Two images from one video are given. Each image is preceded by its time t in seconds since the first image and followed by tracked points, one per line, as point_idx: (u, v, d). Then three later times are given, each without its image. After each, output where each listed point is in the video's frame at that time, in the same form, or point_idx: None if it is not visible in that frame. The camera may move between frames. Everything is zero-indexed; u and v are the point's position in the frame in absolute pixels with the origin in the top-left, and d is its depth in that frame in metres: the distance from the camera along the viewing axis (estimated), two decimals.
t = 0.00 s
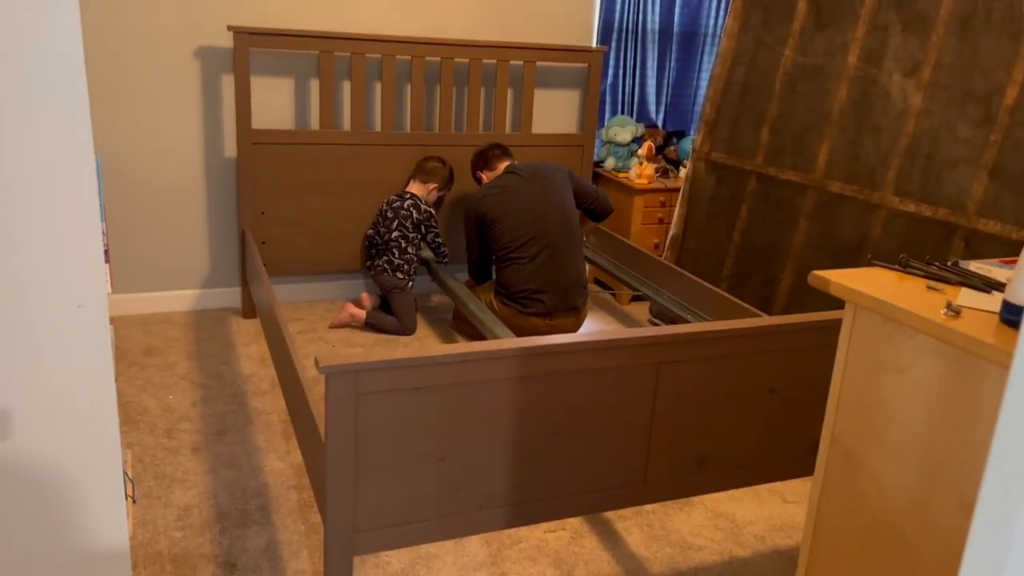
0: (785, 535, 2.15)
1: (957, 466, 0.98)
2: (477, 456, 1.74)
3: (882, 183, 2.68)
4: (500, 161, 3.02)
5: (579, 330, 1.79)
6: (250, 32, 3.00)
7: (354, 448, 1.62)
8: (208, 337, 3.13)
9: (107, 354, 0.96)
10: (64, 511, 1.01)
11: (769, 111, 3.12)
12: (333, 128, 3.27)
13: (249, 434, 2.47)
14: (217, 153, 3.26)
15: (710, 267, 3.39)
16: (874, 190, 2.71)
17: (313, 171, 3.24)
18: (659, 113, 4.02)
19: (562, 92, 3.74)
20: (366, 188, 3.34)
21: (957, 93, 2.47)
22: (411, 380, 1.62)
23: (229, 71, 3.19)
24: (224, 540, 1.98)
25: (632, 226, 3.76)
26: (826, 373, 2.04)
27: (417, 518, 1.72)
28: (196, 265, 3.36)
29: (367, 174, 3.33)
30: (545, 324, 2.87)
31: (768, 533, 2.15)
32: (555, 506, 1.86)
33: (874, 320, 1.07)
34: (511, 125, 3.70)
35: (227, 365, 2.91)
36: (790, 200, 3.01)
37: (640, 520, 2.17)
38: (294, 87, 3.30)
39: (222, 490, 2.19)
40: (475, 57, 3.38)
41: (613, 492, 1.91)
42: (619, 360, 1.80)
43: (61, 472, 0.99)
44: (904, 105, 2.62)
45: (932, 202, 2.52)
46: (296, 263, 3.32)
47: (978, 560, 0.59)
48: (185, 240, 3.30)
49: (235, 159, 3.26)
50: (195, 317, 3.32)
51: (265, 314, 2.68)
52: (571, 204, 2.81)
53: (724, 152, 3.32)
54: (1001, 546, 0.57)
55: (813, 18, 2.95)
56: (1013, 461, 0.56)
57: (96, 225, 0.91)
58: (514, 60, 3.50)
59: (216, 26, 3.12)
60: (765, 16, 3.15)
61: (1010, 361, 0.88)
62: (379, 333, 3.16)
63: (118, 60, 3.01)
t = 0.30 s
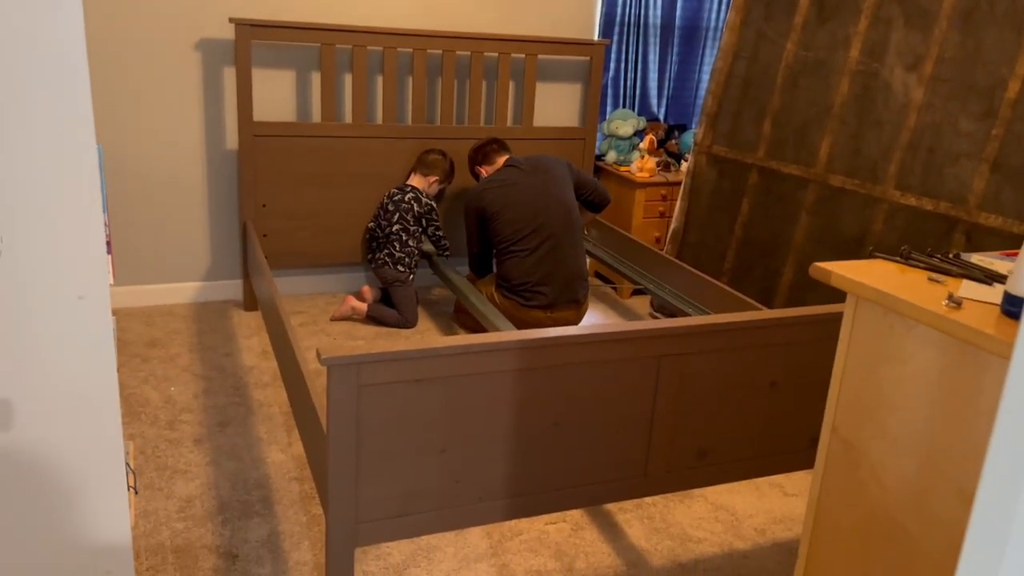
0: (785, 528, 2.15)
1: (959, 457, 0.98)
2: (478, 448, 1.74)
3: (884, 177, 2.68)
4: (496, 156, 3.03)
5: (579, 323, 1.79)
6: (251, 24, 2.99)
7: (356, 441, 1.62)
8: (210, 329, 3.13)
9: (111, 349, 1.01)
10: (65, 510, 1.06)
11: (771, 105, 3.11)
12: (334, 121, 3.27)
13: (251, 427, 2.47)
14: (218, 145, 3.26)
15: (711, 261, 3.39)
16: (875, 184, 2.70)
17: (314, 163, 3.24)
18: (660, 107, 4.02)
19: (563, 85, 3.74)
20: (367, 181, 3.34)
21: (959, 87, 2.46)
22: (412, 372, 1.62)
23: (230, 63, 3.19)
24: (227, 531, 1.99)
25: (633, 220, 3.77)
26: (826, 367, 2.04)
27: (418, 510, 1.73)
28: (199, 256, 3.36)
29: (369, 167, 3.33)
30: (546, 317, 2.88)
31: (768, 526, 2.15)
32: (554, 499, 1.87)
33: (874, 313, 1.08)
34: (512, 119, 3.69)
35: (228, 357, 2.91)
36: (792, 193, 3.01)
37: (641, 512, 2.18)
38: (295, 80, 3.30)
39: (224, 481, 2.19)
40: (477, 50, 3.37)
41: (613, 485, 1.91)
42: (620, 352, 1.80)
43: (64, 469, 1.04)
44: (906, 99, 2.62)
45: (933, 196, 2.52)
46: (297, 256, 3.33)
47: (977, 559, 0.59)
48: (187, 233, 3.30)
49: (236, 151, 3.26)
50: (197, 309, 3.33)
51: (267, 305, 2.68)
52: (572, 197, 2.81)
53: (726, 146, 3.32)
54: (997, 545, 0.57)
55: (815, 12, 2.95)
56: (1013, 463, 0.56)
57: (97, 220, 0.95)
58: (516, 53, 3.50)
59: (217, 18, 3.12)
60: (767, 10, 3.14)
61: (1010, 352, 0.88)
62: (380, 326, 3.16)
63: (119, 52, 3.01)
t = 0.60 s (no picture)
0: (786, 524, 2.16)
1: (961, 453, 0.98)
2: (479, 445, 1.75)
3: (884, 172, 2.68)
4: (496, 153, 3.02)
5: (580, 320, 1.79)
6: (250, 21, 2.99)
7: (357, 440, 1.62)
8: (210, 327, 3.13)
9: (112, 348, 1.01)
10: (64, 510, 1.06)
11: (771, 101, 3.11)
12: (334, 118, 3.27)
13: (252, 425, 2.47)
14: (218, 143, 3.25)
15: (711, 257, 3.39)
16: (876, 180, 2.70)
17: (314, 161, 3.24)
18: (660, 103, 4.01)
19: (563, 82, 3.74)
20: (367, 179, 3.34)
21: (959, 82, 2.46)
22: (413, 369, 1.62)
23: (230, 61, 3.19)
24: (229, 529, 1.99)
25: (633, 217, 3.77)
26: (827, 363, 2.04)
27: (419, 507, 1.73)
28: (199, 254, 3.36)
29: (369, 164, 3.33)
30: (546, 313, 2.88)
31: (770, 522, 2.16)
32: (555, 495, 1.87)
33: (876, 310, 1.08)
34: (512, 115, 3.69)
35: (229, 355, 2.91)
36: (793, 189, 3.01)
37: (642, 509, 2.18)
38: (295, 77, 3.29)
39: (226, 479, 2.19)
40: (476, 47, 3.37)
41: (614, 481, 1.91)
42: (621, 349, 1.80)
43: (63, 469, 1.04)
44: (906, 95, 2.62)
45: (934, 191, 2.52)
46: (297, 254, 3.33)
47: (981, 557, 0.59)
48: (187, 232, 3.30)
49: (236, 149, 3.26)
50: (198, 307, 3.33)
51: (268, 303, 2.68)
52: (572, 193, 2.81)
53: (726, 142, 3.31)
54: (1000, 545, 0.57)
55: (815, 7, 2.94)
56: (1015, 462, 0.56)
57: (98, 219, 0.95)
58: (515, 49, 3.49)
59: (216, 16, 3.11)
60: (766, 6, 3.13)
61: (1012, 348, 0.88)
62: (381, 323, 3.16)
63: (118, 50, 3.01)
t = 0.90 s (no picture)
0: (788, 520, 2.16)
1: (962, 449, 0.98)
2: (481, 444, 1.74)
3: (884, 167, 2.68)
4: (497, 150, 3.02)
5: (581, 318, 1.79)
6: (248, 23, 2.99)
7: (358, 440, 1.62)
8: (211, 329, 3.13)
9: (112, 349, 1.01)
10: (64, 510, 1.05)
11: (770, 97, 3.11)
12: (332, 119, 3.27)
13: (253, 426, 2.47)
14: (217, 144, 3.25)
15: (711, 253, 3.39)
16: (875, 175, 2.70)
17: (313, 161, 3.23)
18: (658, 100, 4.01)
19: (561, 80, 3.73)
20: (367, 179, 3.34)
21: (957, 77, 2.46)
22: (414, 369, 1.62)
23: (228, 62, 3.18)
24: (231, 531, 1.99)
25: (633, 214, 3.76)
26: (828, 359, 2.04)
27: (422, 506, 1.73)
28: (199, 255, 3.36)
29: (368, 164, 3.32)
30: (547, 312, 2.87)
31: (772, 518, 2.16)
32: (557, 494, 1.87)
33: (877, 306, 1.08)
34: (510, 114, 3.69)
35: (230, 356, 2.91)
36: (792, 185, 3.01)
37: (644, 506, 2.18)
38: (293, 78, 3.29)
39: (227, 481, 2.19)
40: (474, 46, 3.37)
41: (616, 479, 1.91)
42: (621, 347, 1.80)
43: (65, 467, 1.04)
44: (904, 90, 2.62)
45: (933, 186, 2.52)
46: (297, 255, 3.33)
47: (985, 558, 0.59)
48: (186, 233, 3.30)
49: (234, 150, 3.26)
50: (198, 309, 3.32)
51: (268, 303, 2.68)
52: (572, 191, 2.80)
53: (725, 139, 3.31)
54: (1003, 546, 0.57)
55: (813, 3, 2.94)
56: (1017, 463, 0.56)
57: (96, 218, 0.95)
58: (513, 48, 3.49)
59: (214, 17, 3.11)
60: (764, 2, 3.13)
61: (1014, 342, 0.88)
62: (381, 323, 3.16)
63: (116, 52, 3.00)
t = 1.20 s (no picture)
0: (788, 520, 2.15)
1: (957, 449, 0.97)
2: (479, 447, 1.74)
3: (879, 165, 2.67)
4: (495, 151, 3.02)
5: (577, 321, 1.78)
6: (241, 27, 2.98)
7: (354, 445, 1.61)
8: (207, 334, 3.12)
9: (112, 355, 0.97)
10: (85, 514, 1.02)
11: (765, 96, 3.10)
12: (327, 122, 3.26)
13: (250, 431, 2.47)
14: (212, 149, 3.24)
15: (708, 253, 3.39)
16: (871, 173, 2.70)
17: (308, 165, 3.23)
18: (654, 99, 4.00)
19: (556, 81, 3.73)
20: (362, 182, 3.33)
21: (952, 73, 2.45)
22: (410, 373, 1.62)
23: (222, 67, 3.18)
24: (228, 538, 1.98)
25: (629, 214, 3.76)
26: (825, 358, 2.03)
27: (419, 511, 1.72)
28: (195, 261, 3.35)
29: (363, 167, 3.32)
30: (543, 313, 2.87)
31: (771, 519, 2.15)
32: (555, 496, 1.86)
33: (871, 306, 1.07)
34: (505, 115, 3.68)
35: (226, 361, 2.91)
36: (788, 183, 3.00)
37: (643, 508, 2.17)
38: (287, 82, 3.28)
39: (224, 487, 2.19)
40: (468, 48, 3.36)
41: (614, 481, 1.90)
42: (618, 349, 1.79)
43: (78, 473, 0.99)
44: (899, 87, 2.61)
45: (930, 183, 2.51)
46: (293, 259, 3.32)
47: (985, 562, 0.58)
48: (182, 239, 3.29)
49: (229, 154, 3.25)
50: (195, 314, 3.32)
51: (264, 308, 2.67)
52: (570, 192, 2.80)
53: (720, 138, 3.31)
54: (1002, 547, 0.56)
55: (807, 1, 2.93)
56: (1007, 464, 0.55)
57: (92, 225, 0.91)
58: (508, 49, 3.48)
59: (207, 22, 3.11)
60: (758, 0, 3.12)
61: (1007, 342, 0.88)
62: (378, 326, 3.16)
63: (110, 58, 3.00)
